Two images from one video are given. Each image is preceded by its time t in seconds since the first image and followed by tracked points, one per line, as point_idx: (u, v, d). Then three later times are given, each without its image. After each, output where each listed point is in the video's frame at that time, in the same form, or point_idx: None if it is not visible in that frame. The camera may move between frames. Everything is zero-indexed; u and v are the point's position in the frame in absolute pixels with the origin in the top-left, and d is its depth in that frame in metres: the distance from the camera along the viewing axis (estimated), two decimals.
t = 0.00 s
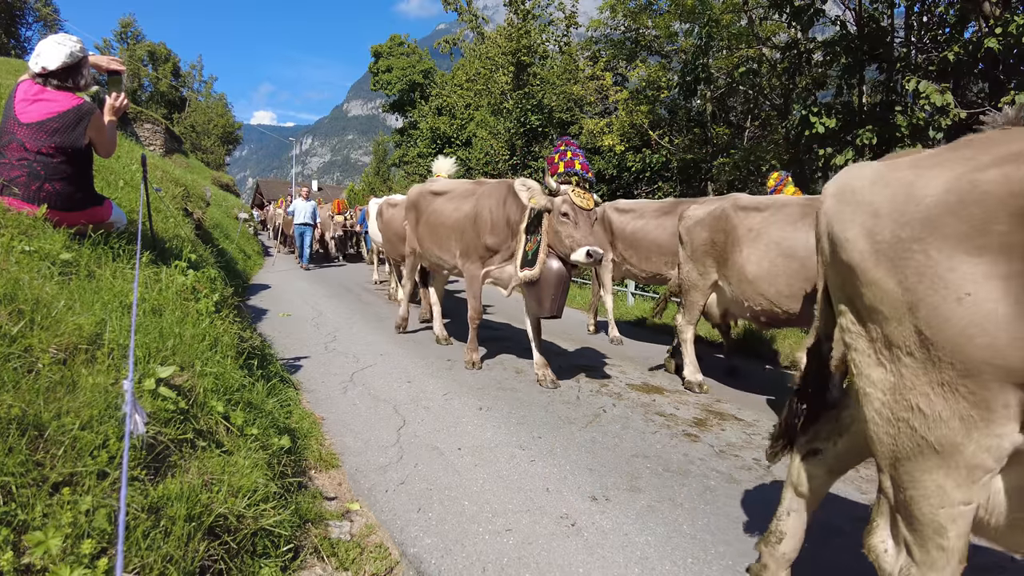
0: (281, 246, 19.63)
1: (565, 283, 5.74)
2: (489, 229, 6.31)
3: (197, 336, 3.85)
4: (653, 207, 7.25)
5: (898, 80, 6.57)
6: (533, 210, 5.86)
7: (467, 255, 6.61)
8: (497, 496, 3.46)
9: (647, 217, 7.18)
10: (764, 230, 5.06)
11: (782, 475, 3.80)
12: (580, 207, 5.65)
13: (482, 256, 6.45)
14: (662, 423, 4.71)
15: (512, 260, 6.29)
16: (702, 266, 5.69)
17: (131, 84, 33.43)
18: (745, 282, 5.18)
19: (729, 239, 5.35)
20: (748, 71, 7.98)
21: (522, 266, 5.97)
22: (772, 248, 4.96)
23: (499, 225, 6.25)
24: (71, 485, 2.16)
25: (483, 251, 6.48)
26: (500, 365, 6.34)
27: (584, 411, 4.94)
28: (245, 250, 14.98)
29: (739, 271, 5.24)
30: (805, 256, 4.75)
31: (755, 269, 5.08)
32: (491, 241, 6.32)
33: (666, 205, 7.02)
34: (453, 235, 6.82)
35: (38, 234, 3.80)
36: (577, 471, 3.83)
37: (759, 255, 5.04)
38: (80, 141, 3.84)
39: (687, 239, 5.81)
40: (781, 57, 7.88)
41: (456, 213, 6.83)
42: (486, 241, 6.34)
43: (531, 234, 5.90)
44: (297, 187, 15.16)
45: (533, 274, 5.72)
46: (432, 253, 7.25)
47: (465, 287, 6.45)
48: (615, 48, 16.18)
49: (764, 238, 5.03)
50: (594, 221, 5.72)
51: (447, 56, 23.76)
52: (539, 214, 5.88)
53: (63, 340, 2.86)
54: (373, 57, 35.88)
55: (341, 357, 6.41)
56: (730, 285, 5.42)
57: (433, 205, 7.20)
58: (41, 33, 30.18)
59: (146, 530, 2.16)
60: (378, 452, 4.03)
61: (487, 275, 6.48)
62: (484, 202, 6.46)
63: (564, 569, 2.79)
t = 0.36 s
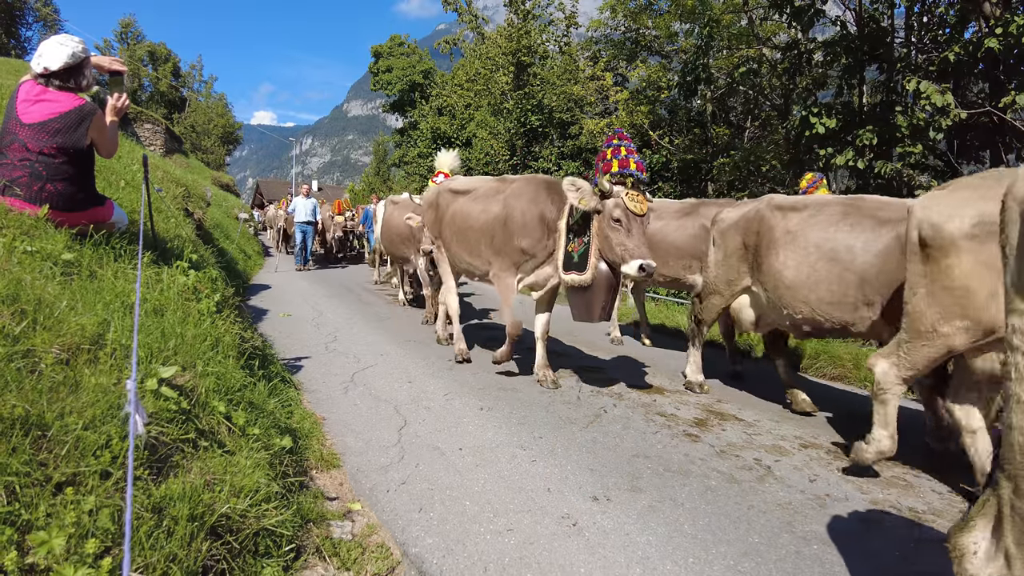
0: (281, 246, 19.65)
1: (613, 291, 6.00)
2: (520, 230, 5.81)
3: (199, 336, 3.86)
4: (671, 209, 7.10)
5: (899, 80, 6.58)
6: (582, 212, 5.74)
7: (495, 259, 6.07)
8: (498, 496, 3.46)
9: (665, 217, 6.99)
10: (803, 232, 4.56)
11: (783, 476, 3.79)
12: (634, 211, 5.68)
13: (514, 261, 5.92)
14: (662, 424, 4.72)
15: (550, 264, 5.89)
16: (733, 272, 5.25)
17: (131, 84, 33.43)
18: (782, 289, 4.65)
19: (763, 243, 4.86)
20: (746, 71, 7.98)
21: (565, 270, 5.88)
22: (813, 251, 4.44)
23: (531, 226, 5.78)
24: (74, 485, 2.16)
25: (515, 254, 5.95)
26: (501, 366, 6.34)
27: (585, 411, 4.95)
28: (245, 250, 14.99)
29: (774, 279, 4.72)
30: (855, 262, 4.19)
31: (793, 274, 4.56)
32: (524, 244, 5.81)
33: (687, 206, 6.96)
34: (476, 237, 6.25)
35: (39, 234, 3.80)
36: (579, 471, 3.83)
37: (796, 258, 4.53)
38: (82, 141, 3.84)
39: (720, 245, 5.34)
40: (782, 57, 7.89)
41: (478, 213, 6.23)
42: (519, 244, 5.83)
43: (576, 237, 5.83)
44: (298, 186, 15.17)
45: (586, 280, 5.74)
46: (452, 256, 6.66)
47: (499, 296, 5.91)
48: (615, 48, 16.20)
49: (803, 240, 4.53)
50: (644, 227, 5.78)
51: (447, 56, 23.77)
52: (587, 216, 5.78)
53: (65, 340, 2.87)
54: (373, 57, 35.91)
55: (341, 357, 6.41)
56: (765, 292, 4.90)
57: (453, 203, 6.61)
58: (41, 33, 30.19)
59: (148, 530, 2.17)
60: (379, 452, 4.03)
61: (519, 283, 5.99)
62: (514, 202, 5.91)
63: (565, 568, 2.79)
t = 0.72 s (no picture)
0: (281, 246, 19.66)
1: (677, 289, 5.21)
2: (576, 230, 5.12)
3: (201, 337, 3.87)
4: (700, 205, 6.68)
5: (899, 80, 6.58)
6: (628, 211, 4.91)
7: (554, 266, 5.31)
8: (500, 496, 3.46)
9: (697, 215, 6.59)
10: (865, 238, 4.29)
11: (783, 476, 3.79)
12: (685, 201, 4.79)
13: (578, 266, 5.14)
14: (663, 424, 4.72)
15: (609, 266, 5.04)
16: (775, 283, 4.89)
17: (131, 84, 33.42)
18: (841, 299, 4.38)
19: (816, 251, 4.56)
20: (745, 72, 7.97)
21: (622, 278, 4.94)
22: (876, 257, 4.19)
23: (586, 223, 5.11)
24: (77, 484, 2.17)
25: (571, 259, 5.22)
26: (502, 366, 6.34)
27: (585, 411, 4.95)
28: (246, 250, 15.01)
29: (828, 288, 4.47)
30: (921, 262, 3.98)
31: (853, 283, 4.29)
32: (584, 243, 5.09)
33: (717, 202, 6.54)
34: (522, 246, 5.52)
35: (40, 234, 3.81)
36: (579, 471, 3.83)
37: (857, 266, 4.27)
38: (83, 141, 3.84)
39: (766, 253, 4.94)
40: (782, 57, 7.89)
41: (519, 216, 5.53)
42: (579, 244, 5.10)
43: (626, 240, 4.93)
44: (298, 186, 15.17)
45: (646, 287, 4.80)
46: (497, 273, 5.88)
47: (578, 309, 5.02)
48: (615, 48, 16.21)
49: (864, 246, 4.27)
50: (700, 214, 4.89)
51: (447, 56, 23.76)
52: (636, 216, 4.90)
53: (66, 341, 2.87)
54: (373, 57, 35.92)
55: (342, 357, 6.42)
56: (817, 303, 4.62)
57: (483, 215, 5.89)
58: (41, 33, 30.19)
59: (151, 529, 2.17)
60: (380, 452, 4.04)
61: (594, 289, 5.15)
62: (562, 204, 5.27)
63: (566, 568, 2.80)
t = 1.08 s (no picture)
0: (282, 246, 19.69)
1: (714, 297, 4.97)
2: (610, 232, 4.92)
3: (202, 337, 3.88)
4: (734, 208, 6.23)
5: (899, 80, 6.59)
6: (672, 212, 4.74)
7: (577, 266, 5.17)
8: (500, 497, 3.47)
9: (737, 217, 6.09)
10: (930, 241, 3.96)
11: (784, 476, 3.80)
12: (732, 205, 4.52)
13: (603, 268, 5.01)
14: (663, 424, 4.72)
15: (643, 268, 4.95)
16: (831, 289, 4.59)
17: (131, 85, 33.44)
18: (909, 307, 4.03)
19: (878, 255, 4.17)
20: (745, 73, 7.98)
21: (656, 278, 4.86)
22: (946, 262, 3.87)
23: (623, 226, 4.90)
24: (79, 485, 2.18)
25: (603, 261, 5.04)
26: (503, 366, 6.34)
27: (586, 412, 4.96)
28: (246, 250, 15.03)
29: (899, 297, 4.07)
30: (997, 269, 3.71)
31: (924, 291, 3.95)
32: (618, 247, 4.91)
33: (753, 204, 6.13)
34: (551, 243, 5.35)
35: (42, 235, 3.82)
36: (580, 471, 3.84)
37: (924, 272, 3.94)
38: (84, 142, 3.85)
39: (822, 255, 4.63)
40: (782, 57, 7.90)
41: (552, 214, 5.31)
42: (610, 247, 4.93)
43: (668, 240, 4.79)
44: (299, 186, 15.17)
45: (679, 290, 4.64)
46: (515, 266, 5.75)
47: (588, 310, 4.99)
48: (615, 48, 16.23)
49: (929, 251, 3.95)
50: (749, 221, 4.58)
51: (447, 56, 23.78)
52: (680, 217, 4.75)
53: (68, 341, 2.88)
54: (373, 58, 35.95)
55: (342, 357, 6.43)
56: (886, 312, 4.20)
57: (514, 209, 5.67)
58: (41, 34, 30.21)
59: (154, 529, 2.18)
60: (381, 452, 4.04)
61: (616, 294, 5.03)
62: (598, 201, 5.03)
63: (567, 568, 2.80)
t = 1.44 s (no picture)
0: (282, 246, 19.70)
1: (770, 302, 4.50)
2: (649, 238, 4.69)
3: (203, 338, 3.88)
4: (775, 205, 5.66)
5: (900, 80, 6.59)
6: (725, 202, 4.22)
7: (609, 270, 4.98)
8: (501, 497, 3.48)
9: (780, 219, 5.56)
10: (1001, 241, 3.84)
11: (784, 476, 3.80)
12: (784, 190, 3.93)
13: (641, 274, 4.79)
14: (664, 424, 4.73)
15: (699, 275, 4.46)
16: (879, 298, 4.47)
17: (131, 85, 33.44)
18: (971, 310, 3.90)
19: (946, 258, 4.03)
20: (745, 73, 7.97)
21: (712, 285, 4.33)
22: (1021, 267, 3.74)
23: (663, 233, 4.63)
24: (82, 485, 2.18)
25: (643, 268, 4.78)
26: (503, 366, 6.35)
27: (587, 412, 4.97)
28: (246, 250, 15.04)
29: (965, 301, 3.93)
30: None
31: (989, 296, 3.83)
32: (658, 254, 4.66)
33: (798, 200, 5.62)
34: (592, 245, 5.17)
35: (43, 235, 3.82)
36: (580, 471, 3.84)
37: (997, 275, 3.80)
38: (85, 143, 3.85)
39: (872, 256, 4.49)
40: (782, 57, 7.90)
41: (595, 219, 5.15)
42: (646, 253, 4.72)
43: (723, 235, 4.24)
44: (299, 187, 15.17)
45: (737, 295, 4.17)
46: (551, 265, 5.61)
47: (608, 314, 4.88)
48: (615, 48, 16.22)
49: (1002, 251, 3.81)
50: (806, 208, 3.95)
51: (446, 56, 23.76)
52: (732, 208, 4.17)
53: (70, 342, 2.88)
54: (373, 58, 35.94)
55: (343, 357, 6.44)
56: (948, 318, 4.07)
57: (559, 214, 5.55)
58: (41, 34, 30.20)
59: (156, 529, 2.19)
60: (381, 452, 4.05)
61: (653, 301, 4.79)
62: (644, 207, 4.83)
63: (568, 568, 2.80)
